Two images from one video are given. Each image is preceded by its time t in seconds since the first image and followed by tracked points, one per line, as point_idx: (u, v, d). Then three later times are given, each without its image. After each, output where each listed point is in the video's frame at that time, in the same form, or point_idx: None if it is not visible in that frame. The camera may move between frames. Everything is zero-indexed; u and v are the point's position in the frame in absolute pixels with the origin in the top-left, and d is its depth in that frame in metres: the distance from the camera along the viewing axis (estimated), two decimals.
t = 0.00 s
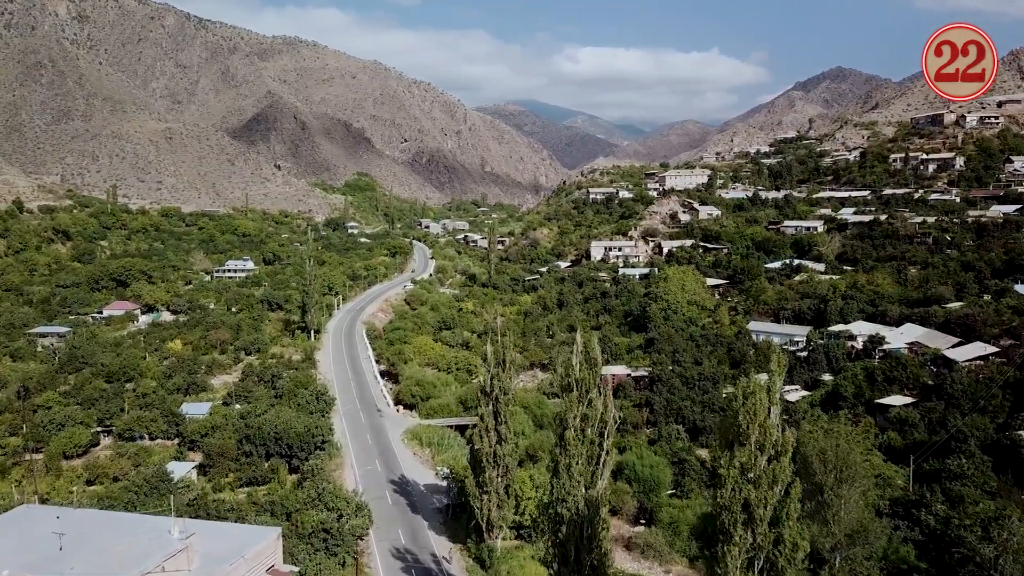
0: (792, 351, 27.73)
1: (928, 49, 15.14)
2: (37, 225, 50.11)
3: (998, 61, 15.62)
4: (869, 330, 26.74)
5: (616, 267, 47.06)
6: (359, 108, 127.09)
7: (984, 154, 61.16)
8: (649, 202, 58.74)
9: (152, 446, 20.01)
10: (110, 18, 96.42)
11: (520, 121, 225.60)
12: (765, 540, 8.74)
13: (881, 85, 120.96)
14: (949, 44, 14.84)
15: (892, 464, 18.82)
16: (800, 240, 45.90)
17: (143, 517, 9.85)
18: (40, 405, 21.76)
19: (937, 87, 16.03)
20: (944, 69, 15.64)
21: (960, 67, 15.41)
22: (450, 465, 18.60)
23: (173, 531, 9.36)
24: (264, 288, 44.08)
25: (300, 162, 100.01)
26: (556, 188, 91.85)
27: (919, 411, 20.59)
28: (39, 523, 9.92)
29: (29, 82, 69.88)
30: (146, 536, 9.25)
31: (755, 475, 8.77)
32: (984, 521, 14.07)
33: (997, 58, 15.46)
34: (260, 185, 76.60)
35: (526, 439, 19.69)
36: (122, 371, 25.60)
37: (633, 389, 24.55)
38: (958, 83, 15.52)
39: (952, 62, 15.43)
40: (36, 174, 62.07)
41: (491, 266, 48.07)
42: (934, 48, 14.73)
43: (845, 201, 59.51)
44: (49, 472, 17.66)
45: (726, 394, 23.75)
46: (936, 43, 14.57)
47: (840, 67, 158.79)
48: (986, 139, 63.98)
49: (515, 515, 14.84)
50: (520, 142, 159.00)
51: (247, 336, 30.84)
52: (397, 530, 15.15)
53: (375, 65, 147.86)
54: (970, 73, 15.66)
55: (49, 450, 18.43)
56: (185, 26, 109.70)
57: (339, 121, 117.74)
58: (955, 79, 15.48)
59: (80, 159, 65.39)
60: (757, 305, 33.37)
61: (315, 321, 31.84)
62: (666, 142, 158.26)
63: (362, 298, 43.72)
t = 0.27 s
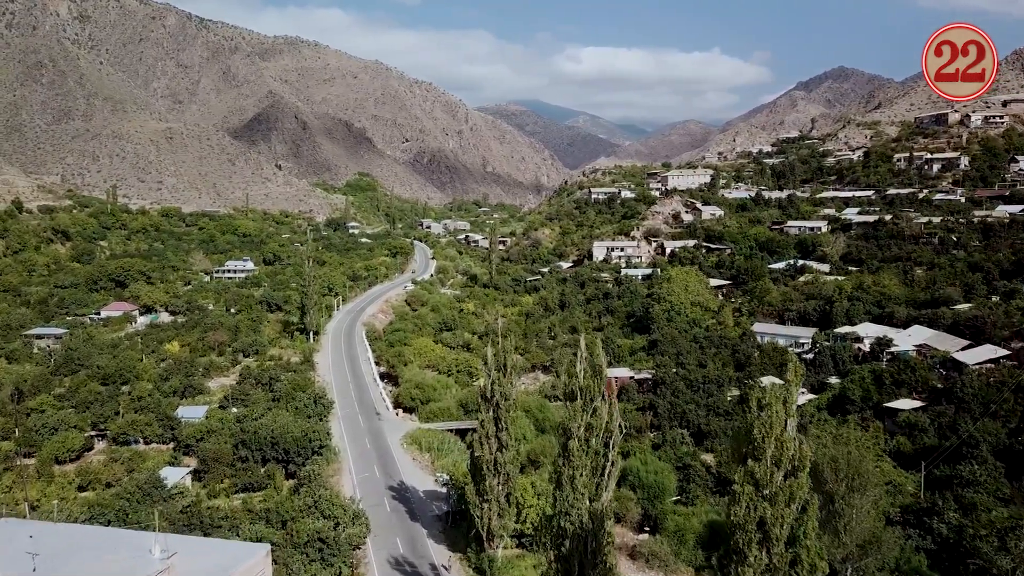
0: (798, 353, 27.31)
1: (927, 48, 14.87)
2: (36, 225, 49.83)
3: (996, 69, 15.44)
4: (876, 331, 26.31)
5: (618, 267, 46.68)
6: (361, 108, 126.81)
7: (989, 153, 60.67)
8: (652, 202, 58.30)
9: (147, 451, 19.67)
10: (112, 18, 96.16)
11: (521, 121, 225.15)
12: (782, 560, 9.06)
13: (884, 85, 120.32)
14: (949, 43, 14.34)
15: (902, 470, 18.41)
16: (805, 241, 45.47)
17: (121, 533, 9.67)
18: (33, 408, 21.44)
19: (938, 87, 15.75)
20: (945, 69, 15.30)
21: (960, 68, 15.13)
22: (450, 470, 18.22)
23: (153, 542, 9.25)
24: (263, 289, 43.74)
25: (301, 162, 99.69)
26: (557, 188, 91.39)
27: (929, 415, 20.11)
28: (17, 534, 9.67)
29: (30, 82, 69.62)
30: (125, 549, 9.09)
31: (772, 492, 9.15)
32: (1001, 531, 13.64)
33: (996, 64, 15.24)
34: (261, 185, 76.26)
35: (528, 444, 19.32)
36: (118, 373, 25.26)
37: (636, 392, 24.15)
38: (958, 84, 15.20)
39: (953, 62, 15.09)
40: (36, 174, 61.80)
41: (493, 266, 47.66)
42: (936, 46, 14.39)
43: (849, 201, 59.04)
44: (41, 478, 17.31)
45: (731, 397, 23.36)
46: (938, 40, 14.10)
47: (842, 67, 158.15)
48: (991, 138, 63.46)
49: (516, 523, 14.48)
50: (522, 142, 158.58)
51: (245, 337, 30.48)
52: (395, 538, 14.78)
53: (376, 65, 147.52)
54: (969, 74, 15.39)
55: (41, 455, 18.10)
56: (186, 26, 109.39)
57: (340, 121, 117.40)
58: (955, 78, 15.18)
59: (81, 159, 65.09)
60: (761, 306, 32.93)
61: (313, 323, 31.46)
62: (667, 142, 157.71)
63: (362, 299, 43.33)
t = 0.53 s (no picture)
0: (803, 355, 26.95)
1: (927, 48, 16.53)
2: (34, 225, 49.51)
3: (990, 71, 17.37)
4: (883, 333, 25.91)
5: (620, 267, 46.33)
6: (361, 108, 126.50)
7: (993, 153, 60.21)
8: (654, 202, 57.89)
9: (141, 455, 19.30)
10: (112, 17, 95.88)
11: (522, 121, 224.77)
12: None
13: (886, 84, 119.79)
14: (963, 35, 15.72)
15: (913, 476, 17.97)
16: (808, 241, 45.07)
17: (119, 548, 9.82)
18: (26, 412, 21.08)
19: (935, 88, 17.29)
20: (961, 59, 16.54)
21: (960, 67, 16.55)
22: (449, 476, 17.82)
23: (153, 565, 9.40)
24: (262, 290, 43.38)
25: (301, 162, 99.36)
26: (558, 188, 91.00)
27: (938, 419, 19.67)
28: (10, 553, 9.61)
29: (30, 82, 69.34)
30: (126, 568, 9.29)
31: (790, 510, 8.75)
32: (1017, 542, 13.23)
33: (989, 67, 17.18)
34: (261, 185, 75.91)
35: (529, 449, 18.92)
36: (113, 376, 24.90)
37: (639, 395, 23.76)
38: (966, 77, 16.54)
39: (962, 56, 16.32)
40: (35, 174, 61.51)
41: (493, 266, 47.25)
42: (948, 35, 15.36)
43: (852, 201, 58.62)
44: (32, 484, 17.00)
45: (735, 401, 22.96)
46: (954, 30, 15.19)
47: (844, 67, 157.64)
48: (995, 137, 63.00)
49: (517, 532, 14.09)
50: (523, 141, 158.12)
51: (242, 339, 30.15)
52: (393, 547, 14.39)
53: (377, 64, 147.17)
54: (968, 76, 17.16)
55: (32, 460, 17.76)
56: (187, 26, 109.10)
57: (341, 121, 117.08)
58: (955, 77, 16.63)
59: (81, 159, 64.77)
60: (765, 307, 32.50)
61: (312, 324, 31.08)
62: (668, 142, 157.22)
63: (361, 300, 42.96)
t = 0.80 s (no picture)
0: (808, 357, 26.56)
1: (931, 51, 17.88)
2: (33, 225, 49.20)
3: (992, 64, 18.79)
4: (889, 335, 25.51)
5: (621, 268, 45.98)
6: (362, 107, 126.20)
7: (998, 152, 59.73)
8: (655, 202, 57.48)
9: (134, 460, 18.95)
10: (112, 17, 95.64)
11: (523, 121, 224.26)
12: None
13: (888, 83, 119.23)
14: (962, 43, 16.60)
15: (924, 482, 17.58)
16: (811, 241, 44.67)
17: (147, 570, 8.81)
18: (18, 416, 20.73)
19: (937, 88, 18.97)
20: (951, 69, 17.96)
21: (958, 70, 18.18)
22: (448, 482, 17.44)
23: None
24: (261, 291, 43.03)
25: (301, 162, 98.97)
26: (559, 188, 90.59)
27: (948, 423, 19.26)
28: None
29: (29, 82, 69.08)
30: None
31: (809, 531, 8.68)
32: None
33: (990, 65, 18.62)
34: (261, 185, 75.58)
35: (530, 454, 18.53)
36: (108, 379, 24.56)
37: (642, 398, 23.40)
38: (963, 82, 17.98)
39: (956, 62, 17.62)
40: (34, 174, 61.22)
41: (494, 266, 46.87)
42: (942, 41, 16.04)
43: (855, 200, 58.19)
44: (22, 490, 16.63)
45: (739, 404, 22.58)
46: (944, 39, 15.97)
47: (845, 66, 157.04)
48: (999, 136, 62.52)
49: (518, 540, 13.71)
50: (523, 141, 157.63)
51: (239, 341, 29.81)
52: (390, 555, 14.01)
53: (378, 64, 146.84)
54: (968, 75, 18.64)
55: (22, 465, 17.41)
56: (187, 26, 108.86)
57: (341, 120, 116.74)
58: (956, 78, 18.20)
59: (80, 159, 64.47)
60: (769, 309, 32.08)
61: (310, 326, 30.69)
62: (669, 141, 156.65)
63: (361, 301, 42.60)
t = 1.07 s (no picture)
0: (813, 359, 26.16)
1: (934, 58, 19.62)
2: (31, 226, 48.91)
3: (998, 61, 20.31)
4: (897, 337, 25.10)
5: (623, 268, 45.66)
6: (362, 107, 125.94)
7: (1002, 151, 59.27)
8: (657, 201, 57.08)
9: (127, 465, 18.59)
10: (113, 17, 95.46)
11: (523, 121, 223.86)
12: None
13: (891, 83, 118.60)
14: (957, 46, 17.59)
15: (934, 488, 17.19)
16: (815, 241, 44.30)
17: None
18: (10, 420, 20.38)
19: (938, 88, 21.00)
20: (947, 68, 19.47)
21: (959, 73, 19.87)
22: (448, 488, 17.05)
23: None
24: (260, 291, 42.68)
25: (302, 162, 98.65)
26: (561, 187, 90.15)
27: (959, 427, 18.83)
28: None
29: (30, 82, 68.98)
30: None
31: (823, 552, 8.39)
32: None
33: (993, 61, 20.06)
34: (261, 185, 75.26)
35: (531, 460, 18.16)
36: (103, 382, 24.22)
37: (646, 402, 23.05)
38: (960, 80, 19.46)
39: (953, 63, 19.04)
40: (35, 174, 60.95)
41: (495, 266, 46.48)
42: (930, 47, 17.59)
43: (859, 200, 57.75)
44: (12, 496, 16.26)
45: (744, 407, 22.18)
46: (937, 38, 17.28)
47: (847, 66, 156.41)
48: (1003, 136, 62.05)
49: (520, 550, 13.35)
50: (524, 141, 157.20)
51: (237, 342, 29.47)
52: (387, 565, 13.62)
53: (379, 64, 146.55)
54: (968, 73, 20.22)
55: (13, 471, 17.06)
56: (188, 26, 108.60)
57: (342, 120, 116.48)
58: (956, 81, 20.08)
59: (80, 159, 64.21)
60: (773, 310, 31.66)
61: (309, 327, 30.32)
62: (670, 141, 156.14)
63: (361, 301, 42.25)
